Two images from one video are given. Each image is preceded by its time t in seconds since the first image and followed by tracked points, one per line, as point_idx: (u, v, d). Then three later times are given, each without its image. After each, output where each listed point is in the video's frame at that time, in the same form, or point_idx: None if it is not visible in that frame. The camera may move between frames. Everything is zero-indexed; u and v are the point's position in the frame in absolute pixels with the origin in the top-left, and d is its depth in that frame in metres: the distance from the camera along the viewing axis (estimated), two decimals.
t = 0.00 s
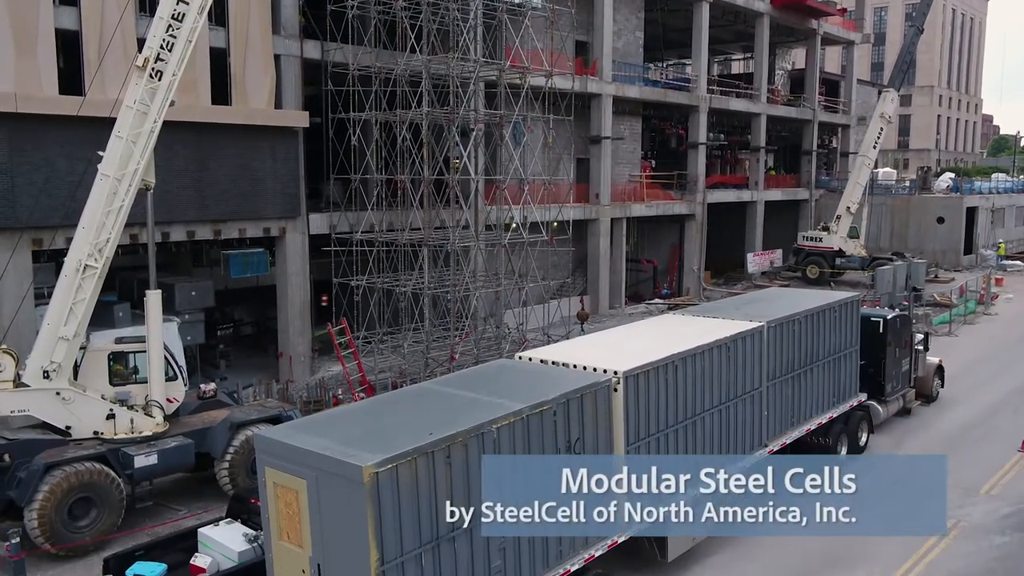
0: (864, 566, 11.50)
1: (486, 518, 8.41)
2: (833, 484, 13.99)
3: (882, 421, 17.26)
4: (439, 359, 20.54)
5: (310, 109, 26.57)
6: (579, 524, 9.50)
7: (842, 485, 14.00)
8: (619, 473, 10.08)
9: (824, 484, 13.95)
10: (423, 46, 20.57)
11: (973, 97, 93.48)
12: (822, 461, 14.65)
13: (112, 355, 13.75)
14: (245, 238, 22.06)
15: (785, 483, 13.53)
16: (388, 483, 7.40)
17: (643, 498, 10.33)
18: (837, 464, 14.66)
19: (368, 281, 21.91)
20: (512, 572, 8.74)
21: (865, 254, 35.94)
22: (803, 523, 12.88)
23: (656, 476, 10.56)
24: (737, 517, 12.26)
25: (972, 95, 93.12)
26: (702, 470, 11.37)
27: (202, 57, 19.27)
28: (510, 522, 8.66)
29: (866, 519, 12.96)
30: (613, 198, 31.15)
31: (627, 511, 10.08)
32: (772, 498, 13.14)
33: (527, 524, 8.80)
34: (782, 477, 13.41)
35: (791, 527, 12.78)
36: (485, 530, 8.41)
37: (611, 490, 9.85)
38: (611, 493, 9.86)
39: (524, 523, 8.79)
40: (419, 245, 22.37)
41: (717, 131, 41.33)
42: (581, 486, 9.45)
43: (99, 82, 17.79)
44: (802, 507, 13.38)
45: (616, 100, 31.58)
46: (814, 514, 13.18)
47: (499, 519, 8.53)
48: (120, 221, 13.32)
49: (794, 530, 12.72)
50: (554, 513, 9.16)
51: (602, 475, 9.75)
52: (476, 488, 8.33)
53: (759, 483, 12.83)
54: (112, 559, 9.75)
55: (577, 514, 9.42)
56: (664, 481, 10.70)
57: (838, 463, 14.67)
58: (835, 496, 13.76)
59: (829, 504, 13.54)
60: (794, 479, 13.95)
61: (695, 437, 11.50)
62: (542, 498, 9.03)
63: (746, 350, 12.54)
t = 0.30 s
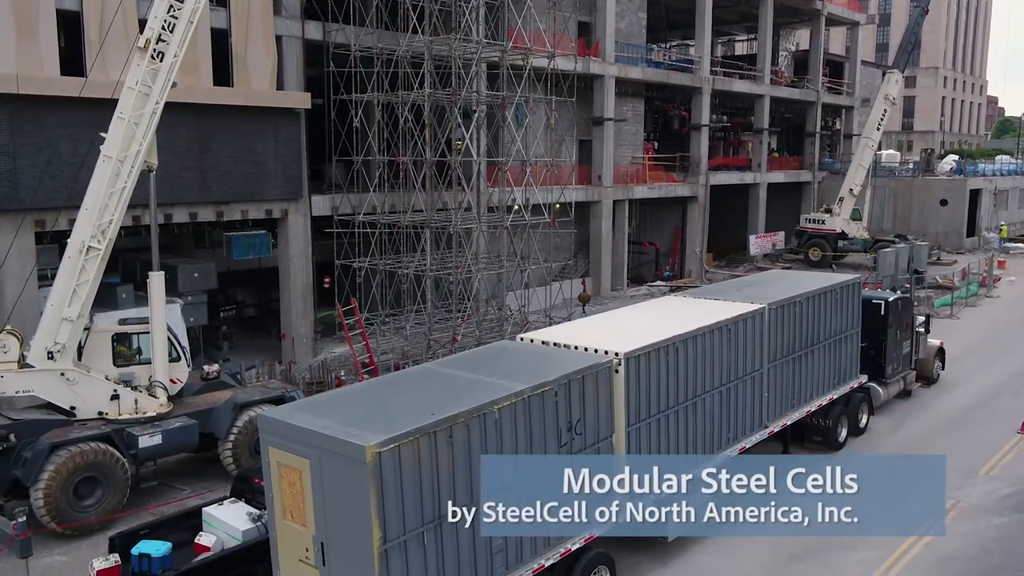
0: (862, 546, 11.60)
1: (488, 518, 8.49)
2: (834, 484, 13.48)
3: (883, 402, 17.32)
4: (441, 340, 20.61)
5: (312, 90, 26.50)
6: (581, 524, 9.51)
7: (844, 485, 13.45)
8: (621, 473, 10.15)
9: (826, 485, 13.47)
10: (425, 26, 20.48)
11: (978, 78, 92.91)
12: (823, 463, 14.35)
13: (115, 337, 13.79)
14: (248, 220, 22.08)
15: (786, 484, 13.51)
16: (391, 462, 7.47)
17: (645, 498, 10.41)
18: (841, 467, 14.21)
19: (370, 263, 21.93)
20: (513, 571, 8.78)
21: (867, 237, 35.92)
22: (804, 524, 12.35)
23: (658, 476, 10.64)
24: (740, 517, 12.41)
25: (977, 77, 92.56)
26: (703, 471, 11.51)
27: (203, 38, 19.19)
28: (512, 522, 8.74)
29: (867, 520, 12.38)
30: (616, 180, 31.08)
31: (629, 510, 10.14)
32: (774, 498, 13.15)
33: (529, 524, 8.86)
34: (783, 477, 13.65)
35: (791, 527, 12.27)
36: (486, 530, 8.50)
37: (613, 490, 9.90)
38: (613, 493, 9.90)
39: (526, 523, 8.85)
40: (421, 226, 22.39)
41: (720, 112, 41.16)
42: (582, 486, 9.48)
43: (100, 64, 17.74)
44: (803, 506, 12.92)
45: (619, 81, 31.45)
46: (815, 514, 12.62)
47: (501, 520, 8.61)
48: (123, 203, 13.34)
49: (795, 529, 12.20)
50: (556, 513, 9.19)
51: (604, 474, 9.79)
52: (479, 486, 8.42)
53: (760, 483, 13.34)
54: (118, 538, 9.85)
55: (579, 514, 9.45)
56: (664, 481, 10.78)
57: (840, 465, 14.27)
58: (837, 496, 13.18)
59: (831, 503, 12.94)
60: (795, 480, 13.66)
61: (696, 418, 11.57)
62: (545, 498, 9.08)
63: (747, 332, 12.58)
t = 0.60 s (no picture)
0: (860, 527, 11.69)
1: (489, 517, 8.60)
2: (836, 485, 13.01)
3: (882, 385, 17.38)
4: (442, 323, 20.65)
5: (312, 72, 26.42)
6: (584, 523, 9.53)
7: (846, 485, 12.96)
8: (623, 473, 10.25)
9: (828, 485, 13.02)
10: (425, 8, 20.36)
11: (982, 60, 92.37)
12: (827, 462, 13.87)
13: (117, 319, 13.85)
14: (249, 202, 22.08)
15: (788, 483, 13.10)
16: (392, 443, 7.53)
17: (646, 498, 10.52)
18: (844, 465, 13.71)
19: (371, 246, 21.94)
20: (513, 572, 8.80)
21: (868, 220, 35.92)
22: (806, 523, 11.86)
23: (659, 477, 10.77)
24: (742, 517, 12.07)
25: (981, 58, 92.02)
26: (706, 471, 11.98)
27: (203, 20, 19.10)
28: (513, 522, 8.83)
29: (871, 519, 11.88)
30: (617, 163, 31.00)
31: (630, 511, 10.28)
32: (776, 498, 12.70)
33: (531, 523, 8.96)
34: (785, 478, 13.25)
35: (793, 527, 11.80)
36: (488, 530, 8.59)
37: (614, 490, 9.99)
38: (615, 493, 9.98)
39: (528, 522, 8.94)
40: (421, 209, 22.37)
41: (722, 94, 40.99)
42: (584, 486, 9.54)
43: (100, 46, 17.67)
44: (805, 506, 12.42)
45: (621, 63, 31.30)
46: (817, 513, 12.13)
47: (503, 519, 8.72)
48: (124, 185, 13.34)
49: (796, 528, 11.72)
50: (558, 513, 9.24)
51: (606, 475, 9.90)
52: (482, 485, 8.51)
53: (762, 483, 13.03)
54: (121, 519, 9.93)
55: (582, 515, 9.45)
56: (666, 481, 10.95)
57: (842, 463, 13.80)
58: (840, 495, 12.69)
59: (833, 503, 12.42)
60: (797, 480, 13.22)
61: (695, 400, 11.62)
62: (547, 498, 9.13)
63: (747, 314, 12.60)
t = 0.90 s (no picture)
0: (856, 509, 11.77)
1: (491, 518, 8.64)
2: (838, 485, 12.55)
3: (881, 368, 17.43)
4: (442, 307, 20.68)
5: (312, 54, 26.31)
6: (586, 523, 9.71)
7: (848, 485, 12.51)
8: (624, 473, 10.30)
9: (830, 485, 12.57)
10: None
11: (985, 42, 91.85)
12: (830, 460, 13.38)
13: (118, 302, 13.88)
14: (249, 185, 22.05)
15: (790, 484, 12.66)
16: (392, 426, 7.57)
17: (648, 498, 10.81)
18: (847, 464, 13.20)
19: (371, 229, 21.93)
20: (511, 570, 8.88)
21: (869, 203, 35.90)
22: (809, 524, 11.46)
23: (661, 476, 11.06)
24: (744, 518, 11.63)
25: (984, 41, 91.52)
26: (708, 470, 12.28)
27: (202, 1, 18.99)
28: (515, 522, 8.89)
29: (872, 518, 11.49)
30: (618, 146, 30.90)
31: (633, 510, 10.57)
32: (778, 498, 12.26)
33: (533, 523, 9.03)
34: (788, 478, 12.82)
35: (794, 527, 11.42)
36: (489, 530, 8.66)
37: (617, 490, 10.13)
38: (617, 493, 10.14)
39: (530, 522, 8.99)
40: (421, 192, 22.35)
41: (723, 77, 40.81)
42: (586, 485, 9.64)
43: (99, 27, 17.56)
44: (807, 506, 11.96)
45: (622, 46, 31.14)
46: (819, 512, 11.71)
47: (505, 519, 8.78)
48: (123, 168, 13.33)
49: (799, 529, 11.32)
50: (560, 513, 9.36)
51: (609, 475, 10.00)
52: (483, 486, 8.56)
53: (763, 483, 12.58)
54: (123, 500, 10.00)
55: (584, 514, 9.63)
56: (668, 481, 11.26)
57: (846, 462, 13.29)
58: (841, 496, 12.24)
59: (836, 503, 11.96)
60: (799, 480, 12.78)
61: (695, 382, 11.66)
62: (547, 498, 9.24)
63: (747, 297, 12.61)
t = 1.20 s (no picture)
0: (857, 491, 11.80)
1: (493, 518, 8.75)
2: (840, 486, 12.03)
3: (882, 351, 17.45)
4: (444, 290, 20.68)
5: (313, 36, 26.18)
6: (586, 523, 9.94)
7: (850, 486, 12.01)
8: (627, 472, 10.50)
9: (833, 486, 12.05)
10: None
11: (990, 25, 91.19)
12: (832, 459, 12.84)
13: (120, 284, 13.91)
14: (250, 168, 22.00)
15: (792, 484, 12.17)
16: (393, 407, 7.61)
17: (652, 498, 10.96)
18: (848, 464, 12.65)
19: (373, 212, 21.90)
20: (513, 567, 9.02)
21: (872, 186, 35.79)
22: (809, 524, 11.01)
23: (663, 476, 11.05)
24: (745, 518, 11.19)
25: (990, 24, 90.86)
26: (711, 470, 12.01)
27: None
28: (518, 521, 8.96)
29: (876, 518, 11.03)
30: (620, 129, 30.77)
31: (635, 510, 10.75)
32: (780, 498, 11.80)
33: (536, 523, 9.12)
34: (789, 478, 12.36)
35: (795, 527, 10.96)
36: (490, 529, 8.75)
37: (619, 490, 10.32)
38: (619, 493, 10.29)
39: (532, 522, 9.07)
40: (423, 175, 22.29)
41: (726, 59, 40.59)
42: (587, 485, 9.69)
43: (99, 8, 17.48)
44: (810, 506, 11.47)
45: (624, 28, 30.96)
46: (819, 512, 11.25)
47: (506, 520, 8.86)
48: (125, 150, 13.31)
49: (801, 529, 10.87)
50: (561, 513, 9.50)
51: (609, 475, 9.97)
52: (479, 489, 8.58)
53: (765, 483, 12.09)
54: (127, 481, 10.06)
55: (585, 514, 9.82)
56: (670, 481, 11.18)
57: (847, 460, 12.76)
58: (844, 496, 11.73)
59: (837, 503, 11.49)
60: (800, 480, 12.30)
61: (695, 365, 11.68)
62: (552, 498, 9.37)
63: (748, 279, 12.60)
